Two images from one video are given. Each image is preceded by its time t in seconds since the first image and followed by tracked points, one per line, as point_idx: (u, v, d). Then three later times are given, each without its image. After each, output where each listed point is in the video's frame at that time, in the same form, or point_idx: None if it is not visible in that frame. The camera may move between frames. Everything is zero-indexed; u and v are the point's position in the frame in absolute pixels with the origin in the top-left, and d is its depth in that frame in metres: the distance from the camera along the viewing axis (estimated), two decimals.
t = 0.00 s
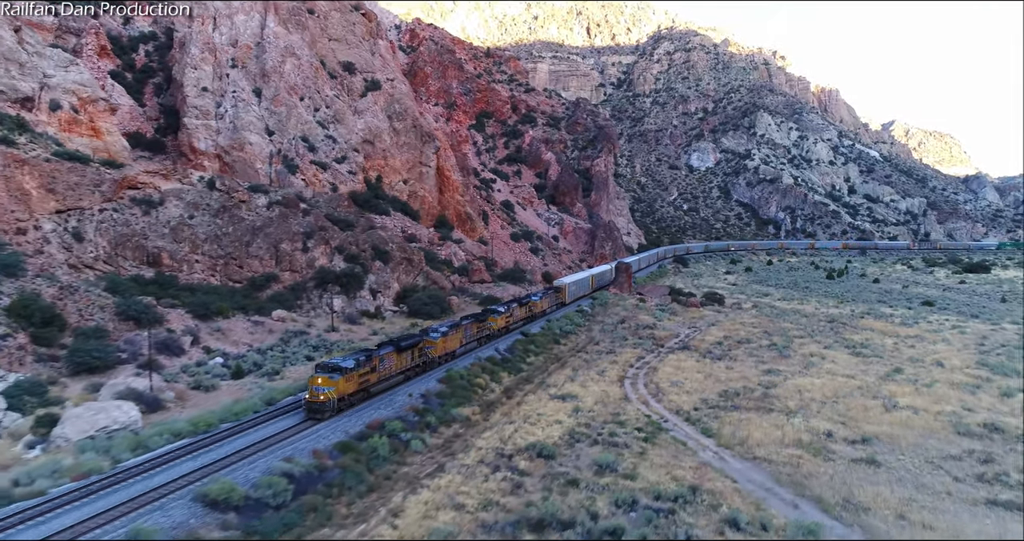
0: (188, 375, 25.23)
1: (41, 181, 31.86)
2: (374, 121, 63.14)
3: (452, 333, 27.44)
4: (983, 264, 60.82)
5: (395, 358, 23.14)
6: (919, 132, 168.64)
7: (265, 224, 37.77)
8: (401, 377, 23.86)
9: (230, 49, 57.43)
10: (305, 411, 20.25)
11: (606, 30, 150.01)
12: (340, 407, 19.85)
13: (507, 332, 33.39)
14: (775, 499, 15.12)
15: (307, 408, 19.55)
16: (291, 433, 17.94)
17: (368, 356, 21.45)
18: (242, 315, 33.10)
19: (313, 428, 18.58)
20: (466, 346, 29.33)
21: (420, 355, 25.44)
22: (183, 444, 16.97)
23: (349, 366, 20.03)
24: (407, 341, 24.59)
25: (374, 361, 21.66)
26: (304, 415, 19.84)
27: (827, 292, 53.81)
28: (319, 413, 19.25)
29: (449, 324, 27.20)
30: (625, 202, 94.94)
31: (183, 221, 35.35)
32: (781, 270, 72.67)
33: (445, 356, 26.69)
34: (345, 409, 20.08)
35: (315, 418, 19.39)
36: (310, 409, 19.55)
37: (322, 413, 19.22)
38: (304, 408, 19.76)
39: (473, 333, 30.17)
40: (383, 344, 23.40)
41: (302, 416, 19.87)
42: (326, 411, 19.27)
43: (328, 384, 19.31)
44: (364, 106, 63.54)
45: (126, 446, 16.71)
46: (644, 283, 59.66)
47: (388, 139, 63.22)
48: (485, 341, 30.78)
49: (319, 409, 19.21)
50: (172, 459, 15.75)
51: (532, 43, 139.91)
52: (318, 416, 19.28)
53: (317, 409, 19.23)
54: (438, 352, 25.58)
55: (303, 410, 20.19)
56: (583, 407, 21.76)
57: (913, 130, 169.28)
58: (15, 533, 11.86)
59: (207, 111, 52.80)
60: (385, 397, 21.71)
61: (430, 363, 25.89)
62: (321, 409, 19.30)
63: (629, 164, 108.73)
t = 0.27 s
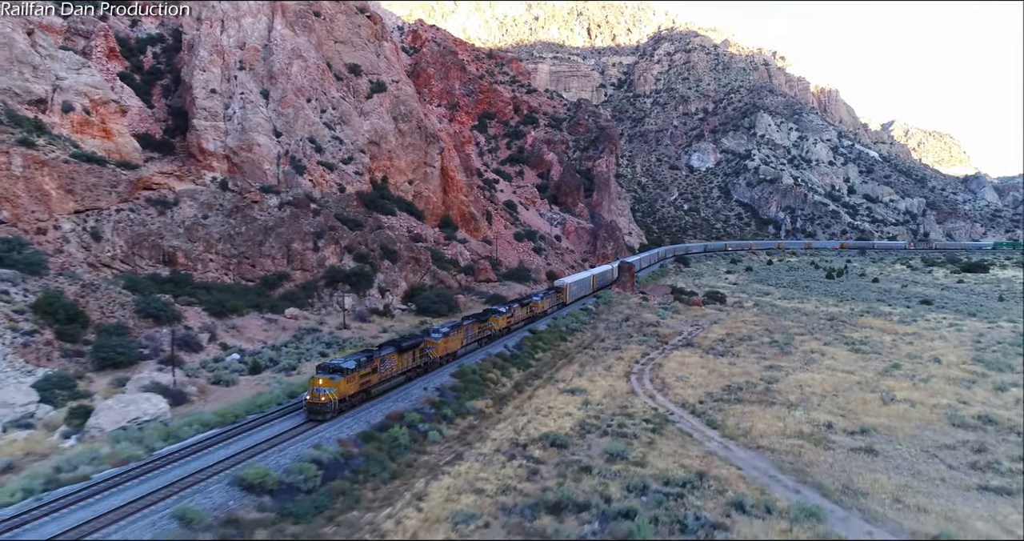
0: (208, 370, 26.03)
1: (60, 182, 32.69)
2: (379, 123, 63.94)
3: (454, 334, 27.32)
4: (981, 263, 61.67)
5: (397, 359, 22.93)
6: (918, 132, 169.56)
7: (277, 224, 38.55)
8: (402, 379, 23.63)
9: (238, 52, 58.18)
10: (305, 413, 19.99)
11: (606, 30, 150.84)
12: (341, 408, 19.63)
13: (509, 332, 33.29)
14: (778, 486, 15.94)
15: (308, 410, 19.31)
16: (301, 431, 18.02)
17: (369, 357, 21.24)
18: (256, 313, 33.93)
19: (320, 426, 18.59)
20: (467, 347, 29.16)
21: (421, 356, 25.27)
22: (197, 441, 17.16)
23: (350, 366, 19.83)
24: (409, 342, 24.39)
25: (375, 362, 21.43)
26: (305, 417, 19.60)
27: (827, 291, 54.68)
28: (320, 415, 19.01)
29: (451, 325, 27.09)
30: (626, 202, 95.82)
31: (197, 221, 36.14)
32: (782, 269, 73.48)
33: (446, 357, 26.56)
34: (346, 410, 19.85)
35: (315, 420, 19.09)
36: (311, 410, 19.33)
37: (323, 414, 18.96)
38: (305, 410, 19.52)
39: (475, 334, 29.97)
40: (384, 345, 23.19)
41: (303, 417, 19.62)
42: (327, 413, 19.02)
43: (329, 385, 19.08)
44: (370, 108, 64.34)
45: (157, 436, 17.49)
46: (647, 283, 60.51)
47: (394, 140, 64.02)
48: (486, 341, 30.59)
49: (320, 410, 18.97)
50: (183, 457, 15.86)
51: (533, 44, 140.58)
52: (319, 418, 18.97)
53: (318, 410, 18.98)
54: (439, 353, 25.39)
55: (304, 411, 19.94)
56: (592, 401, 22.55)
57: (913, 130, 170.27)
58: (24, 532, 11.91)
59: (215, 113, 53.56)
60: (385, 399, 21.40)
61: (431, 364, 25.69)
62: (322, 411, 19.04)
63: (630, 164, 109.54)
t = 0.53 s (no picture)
0: (227, 366, 26.82)
1: (79, 183, 33.54)
2: (385, 124, 64.73)
3: (456, 334, 27.14)
4: (980, 263, 62.49)
5: (398, 359, 22.65)
6: (918, 132, 170.38)
7: (288, 223, 39.36)
8: (404, 379, 23.34)
9: (245, 54, 58.94)
10: (306, 414, 19.72)
11: (607, 30, 151.62)
12: (343, 409, 19.38)
13: (510, 332, 33.23)
14: (780, 472, 16.76)
15: (309, 411, 19.07)
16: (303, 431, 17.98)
17: (371, 358, 20.94)
18: (270, 311, 34.75)
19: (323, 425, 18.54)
20: (469, 347, 28.97)
21: (423, 357, 25.01)
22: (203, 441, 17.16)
23: (352, 367, 19.57)
24: (410, 342, 24.13)
25: (377, 362, 21.14)
26: (306, 418, 19.34)
27: (827, 289, 55.52)
28: (322, 416, 18.76)
29: (453, 325, 26.91)
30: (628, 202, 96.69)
31: (211, 221, 36.94)
32: (782, 269, 74.26)
33: (448, 357, 26.40)
34: (347, 411, 19.60)
35: (317, 421, 18.86)
36: (312, 412, 19.08)
37: (324, 416, 18.71)
38: (306, 411, 19.27)
39: (477, 334, 29.77)
40: (385, 345, 22.90)
41: (304, 418, 19.36)
42: (328, 414, 18.78)
43: (331, 386, 18.81)
44: (376, 109, 65.17)
45: (187, 427, 18.28)
46: (649, 281, 61.36)
47: (399, 141, 64.80)
48: (488, 341, 30.40)
49: (321, 412, 18.71)
50: (187, 456, 15.80)
51: (534, 44, 141.24)
52: (320, 419, 18.75)
53: (320, 411, 18.73)
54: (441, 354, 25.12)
55: (305, 412, 19.68)
56: (600, 394, 23.34)
57: (912, 130, 171.17)
58: (31, 531, 11.80)
59: (224, 114, 54.33)
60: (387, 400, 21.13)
61: (433, 364, 25.45)
62: (323, 412, 18.77)
63: (631, 164, 110.35)
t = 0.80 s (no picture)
0: (244, 361, 27.63)
1: (97, 184, 34.37)
2: (390, 125, 65.53)
3: (457, 334, 27.17)
4: (978, 263, 63.35)
5: (400, 360, 22.62)
6: (917, 132, 171.28)
7: (299, 223, 40.18)
8: (405, 380, 23.31)
9: (253, 56, 59.69)
10: (307, 414, 19.71)
11: (607, 31, 152.43)
12: (344, 410, 19.33)
13: (511, 332, 33.25)
14: (782, 460, 17.65)
15: (310, 412, 19.07)
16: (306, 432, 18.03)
17: (372, 359, 20.91)
18: (282, 308, 35.56)
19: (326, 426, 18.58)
20: (470, 347, 28.95)
21: (424, 358, 24.97)
22: (208, 439, 17.31)
23: (354, 367, 19.55)
24: (412, 342, 24.13)
25: (378, 363, 21.11)
26: (307, 419, 19.34)
27: (826, 289, 56.40)
28: (323, 417, 18.75)
29: (453, 325, 26.95)
30: (629, 203, 97.59)
31: (224, 221, 37.74)
32: (782, 268, 75.09)
33: (450, 358, 26.42)
34: (349, 412, 19.56)
35: (319, 422, 18.88)
36: (313, 412, 19.09)
37: (325, 417, 18.70)
38: (307, 412, 19.27)
39: (477, 334, 29.78)
40: (386, 346, 22.89)
41: (305, 419, 19.37)
42: (330, 415, 18.78)
43: (331, 386, 18.80)
44: (381, 110, 65.99)
45: (214, 418, 19.10)
46: (652, 281, 62.20)
47: (404, 141, 65.60)
48: (489, 342, 30.41)
49: (323, 412, 18.71)
50: (193, 454, 15.96)
51: (535, 45, 141.99)
52: (321, 420, 18.74)
53: (321, 412, 18.72)
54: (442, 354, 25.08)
55: (306, 413, 19.69)
56: (607, 388, 24.17)
57: (911, 130, 172.11)
58: (37, 531, 12.04)
59: (232, 115, 55.12)
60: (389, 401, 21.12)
61: (434, 365, 25.46)
62: (325, 412, 18.79)
63: (632, 164, 111.20)
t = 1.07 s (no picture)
0: (261, 357, 28.48)
1: (113, 184, 35.19)
2: (395, 126, 66.35)
3: (459, 334, 27.01)
4: (976, 262, 64.18)
5: (401, 360, 22.50)
6: (916, 133, 172.13)
7: (309, 223, 41.04)
8: (408, 380, 23.22)
9: (260, 58, 60.47)
10: (309, 415, 19.62)
11: (608, 32, 153.22)
12: (345, 410, 19.23)
13: (513, 333, 33.05)
14: (784, 449, 18.40)
15: (312, 412, 18.99)
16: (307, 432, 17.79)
17: (373, 359, 20.81)
18: (294, 306, 36.36)
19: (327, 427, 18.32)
20: (472, 347, 28.78)
21: (426, 358, 24.85)
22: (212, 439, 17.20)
23: (355, 368, 19.47)
24: (414, 342, 23.96)
25: (380, 363, 21.04)
26: (309, 419, 19.27)
27: (826, 288, 57.27)
28: (324, 418, 18.66)
29: (456, 325, 26.78)
30: (630, 203, 98.46)
31: (237, 221, 38.59)
32: (782, 268, 75.94)
33: (451, 358, 26.31)
34: (351, 412, 19.48)
35: (320, 422, 18.79)
36: (314, 413, 19.01)
37: (327, 417, 18.62)
38: (309, 412, 19.19)
39: (479, 334, 29.59)
40: (388, 346, 22.77)
41: (307, 419, 19.27)
42: (331, 416, 18.69)
43: (333, 387, 18.74)
44: (386, 111, 66.83)
45: (239, 409, 19.97)
46: (654, 280, 63.06)
47: (409, 142, 66.46)
48: (491, 342, 30.24)
49: (324, 413, 18.63)
50: (196, 454, 15.88)
51: (535, 46, 142.60)
52: (324, 420, 18.66)
53: (322, 412, 18.65)
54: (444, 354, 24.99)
55: (308, 413, 19.59)
56: (613, 382, 25.01)
57: (911, 131, 172.98)
58: (40, 531, 11.96)
59: (240, 117, 55.94)
60: (391, 401, 21.03)
61: (436, 365, 25.27)
62: (326, 413, 18.70)
63: (632, 165, 112.05)
